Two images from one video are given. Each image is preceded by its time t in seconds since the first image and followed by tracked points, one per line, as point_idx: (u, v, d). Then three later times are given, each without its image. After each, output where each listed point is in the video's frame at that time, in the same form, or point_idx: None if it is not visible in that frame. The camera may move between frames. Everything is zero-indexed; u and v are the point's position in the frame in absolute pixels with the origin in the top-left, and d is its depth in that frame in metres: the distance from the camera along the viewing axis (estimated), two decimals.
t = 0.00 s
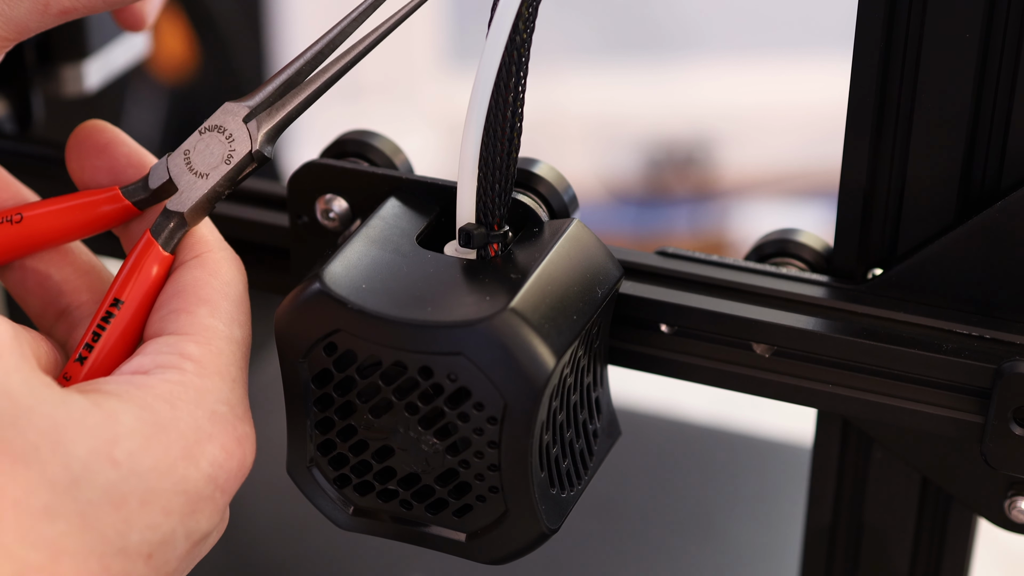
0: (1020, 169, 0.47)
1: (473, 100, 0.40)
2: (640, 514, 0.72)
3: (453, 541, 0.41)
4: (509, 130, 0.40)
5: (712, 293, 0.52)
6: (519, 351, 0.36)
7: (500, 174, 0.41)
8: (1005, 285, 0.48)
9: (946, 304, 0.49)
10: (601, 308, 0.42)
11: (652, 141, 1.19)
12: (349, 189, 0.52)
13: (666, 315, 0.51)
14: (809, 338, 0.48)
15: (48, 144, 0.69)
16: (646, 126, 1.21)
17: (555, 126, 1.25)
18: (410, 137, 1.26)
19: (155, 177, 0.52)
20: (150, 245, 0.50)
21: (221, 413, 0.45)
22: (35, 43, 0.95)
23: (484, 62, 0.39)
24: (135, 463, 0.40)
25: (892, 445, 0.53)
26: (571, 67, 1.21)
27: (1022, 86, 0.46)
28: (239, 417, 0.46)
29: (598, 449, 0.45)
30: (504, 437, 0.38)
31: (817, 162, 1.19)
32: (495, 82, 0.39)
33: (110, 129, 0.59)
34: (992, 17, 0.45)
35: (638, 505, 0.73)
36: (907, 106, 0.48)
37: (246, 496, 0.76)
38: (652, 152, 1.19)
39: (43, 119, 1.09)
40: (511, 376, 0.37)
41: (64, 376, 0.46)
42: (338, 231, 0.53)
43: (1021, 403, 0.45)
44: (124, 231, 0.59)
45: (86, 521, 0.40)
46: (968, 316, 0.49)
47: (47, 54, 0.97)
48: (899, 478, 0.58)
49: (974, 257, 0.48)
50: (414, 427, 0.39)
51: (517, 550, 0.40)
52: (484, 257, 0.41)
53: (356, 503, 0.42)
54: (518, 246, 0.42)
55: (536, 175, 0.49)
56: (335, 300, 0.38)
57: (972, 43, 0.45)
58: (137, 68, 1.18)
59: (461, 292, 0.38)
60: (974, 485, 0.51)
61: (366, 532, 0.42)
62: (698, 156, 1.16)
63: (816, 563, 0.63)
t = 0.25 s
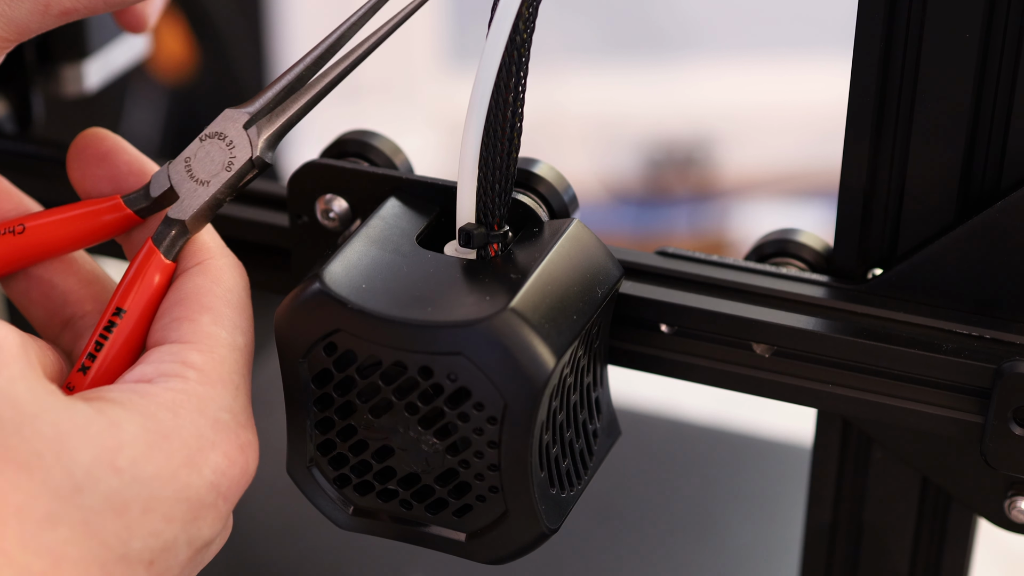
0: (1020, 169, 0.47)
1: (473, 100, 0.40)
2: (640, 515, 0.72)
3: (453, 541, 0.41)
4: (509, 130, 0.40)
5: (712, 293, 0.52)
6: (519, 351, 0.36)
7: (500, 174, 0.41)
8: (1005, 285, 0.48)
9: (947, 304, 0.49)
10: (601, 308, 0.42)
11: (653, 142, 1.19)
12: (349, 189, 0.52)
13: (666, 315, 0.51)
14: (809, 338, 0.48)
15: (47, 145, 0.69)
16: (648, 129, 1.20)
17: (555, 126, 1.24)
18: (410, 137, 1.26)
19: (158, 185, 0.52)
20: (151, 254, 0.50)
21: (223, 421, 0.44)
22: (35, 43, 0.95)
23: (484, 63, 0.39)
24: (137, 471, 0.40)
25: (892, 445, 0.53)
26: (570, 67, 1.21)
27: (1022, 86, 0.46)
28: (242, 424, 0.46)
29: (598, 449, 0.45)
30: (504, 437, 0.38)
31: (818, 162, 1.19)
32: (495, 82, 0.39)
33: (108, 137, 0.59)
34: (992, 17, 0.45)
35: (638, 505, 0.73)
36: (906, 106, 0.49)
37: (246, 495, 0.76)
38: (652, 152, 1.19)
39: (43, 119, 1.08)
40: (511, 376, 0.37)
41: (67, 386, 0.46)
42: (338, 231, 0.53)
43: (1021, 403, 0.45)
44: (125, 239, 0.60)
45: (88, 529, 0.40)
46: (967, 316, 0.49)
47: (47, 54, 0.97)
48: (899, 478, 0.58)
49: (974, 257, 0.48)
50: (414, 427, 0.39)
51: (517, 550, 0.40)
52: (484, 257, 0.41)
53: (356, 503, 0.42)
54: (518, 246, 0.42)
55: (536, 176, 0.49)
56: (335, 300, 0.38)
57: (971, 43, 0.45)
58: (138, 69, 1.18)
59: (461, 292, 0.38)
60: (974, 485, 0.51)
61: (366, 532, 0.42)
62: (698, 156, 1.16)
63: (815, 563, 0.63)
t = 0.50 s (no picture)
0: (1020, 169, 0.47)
1: (473, 100, 0.40)
2: (641, 514, 0.73)
3: (453, 542, 0.41)
4: (509, 130, 0.40)
5: (713, 293, 0.52)
6: (519, 351, 0.37)
7: (500, 174, 0.41)
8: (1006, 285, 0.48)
9: (947, 304, 0.49)
10: (601, 308, 0.42)
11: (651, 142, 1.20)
12: (349, 188, 0.51)
13: (666, 315, 0.51)
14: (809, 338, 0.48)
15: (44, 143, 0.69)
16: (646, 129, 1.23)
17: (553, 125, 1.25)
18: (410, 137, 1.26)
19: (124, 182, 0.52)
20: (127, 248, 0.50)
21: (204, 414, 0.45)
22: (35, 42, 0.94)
23: (484, 63, 0.39)
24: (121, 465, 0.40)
25: (893, 445, 0.53)
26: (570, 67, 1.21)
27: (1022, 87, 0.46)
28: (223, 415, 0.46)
29: (598, 449, 0.45)
30: (504, 437, 0.38)
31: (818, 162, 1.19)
32: (495, 82, 0.39)
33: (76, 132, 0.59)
34: (992, 17, 0.45)
35: (639, 504, 0.73)
36: (907, 106, 0.48)
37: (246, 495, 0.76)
38: (652, 152, 1.19)
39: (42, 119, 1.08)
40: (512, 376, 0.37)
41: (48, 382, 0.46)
42: (338, 231, 0.53)
43: (1021, 403, 0.45)
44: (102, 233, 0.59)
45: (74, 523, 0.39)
46: (968, 316, 0.49)
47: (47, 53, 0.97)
48: (899, 478, 0.58)
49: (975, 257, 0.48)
50: (414, 427, 0.39)
51: (517, 550, 0.40)
52: (484, 257, 0.41)
53: (355, 503, 0.42)
54: (518, 246, 0.42)
55: (536, 175, 0.48)
56: (335, 300, 0.38)
57: (971, 43, 0.46)
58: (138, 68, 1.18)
59: (461, 292, 0.38)
60: (974, 485, 0.51)
61: (365, 532, 0.42)
62: (698, 155, 1.16)
63: (815, 563, 0.63)
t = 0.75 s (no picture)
0: (1019, 169, 0.47)
1: (473, 100, 0.40)
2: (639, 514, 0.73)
3: (453, 541, 0.41)
4: (509, 130, 0.40)
5: (713, 293, 0.52)
6: (519, 351, 0.37)
7: (500, 174, 0.41)
8: (1006, 285, 0.48)
9: (947, 304, 0.49)
10: (600, 308, 0.42)
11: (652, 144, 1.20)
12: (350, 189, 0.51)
13: (666, 315, 0.51)
14: (809, 338, 0.48)
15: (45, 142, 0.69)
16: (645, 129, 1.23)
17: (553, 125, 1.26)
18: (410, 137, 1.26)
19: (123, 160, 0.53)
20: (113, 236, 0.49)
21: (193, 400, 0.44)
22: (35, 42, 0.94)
23: (484, 63, 0.39)
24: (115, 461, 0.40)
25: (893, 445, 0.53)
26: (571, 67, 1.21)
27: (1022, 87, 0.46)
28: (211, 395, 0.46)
29: (598, 449, 0.44)
30: (504, 437, 0.38)
31: (818, 162, 1.20)
32: (495, 82, 0.39)
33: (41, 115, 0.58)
34: (992, 18, 0.45)
35: (636, 505, 0.73)
36: (907, 107, 0.48)
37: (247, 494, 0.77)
38: (651, 152, 1.20)
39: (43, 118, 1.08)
40: (512, 376, 0.37)
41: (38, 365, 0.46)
42: (338, 230, 0.52)
43: (1022, 403, 0.45)
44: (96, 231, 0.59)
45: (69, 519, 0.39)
46: (968, 316, 0.48)
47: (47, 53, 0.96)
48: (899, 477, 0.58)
49: (974, 257, 0.48)
50: (414, 427, 0.39)
51: (516, 550, 0.40)
52: (484, 257, 0.41)
53: (355, 503, 0.42)
54: (518, 246, 0.42)
55: (536, 176, 0.48)
56: (335, 301, 0.38)
57: (972, 43, 0.46)
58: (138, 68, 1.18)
59: (460, 292, 0.38)
60: (974, 485, 0.51)
61: (365, 532, 0.42)
62: (698, 155, 1.15)
63: (815, 563, 0.63)
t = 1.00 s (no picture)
0: (1019, 169, 0.48)
1: (473, 100, 0.40)
2: (639, 512, 0.72)
3: (452, 541, 0.41)
4: (509, 130, 0.40)
5: (712, 293, 0.52)
6: (519, 351, 0.37)
7: (500, 174, 0.41)
8: (1005, 284, 0.48)
9: (946, 304, 0.49)
10: (600, 308, 0.42)
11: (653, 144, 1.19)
12: (350, 188, 0.51)
13: (666, 315, 0.51)
14: (809, 337, 0.48)
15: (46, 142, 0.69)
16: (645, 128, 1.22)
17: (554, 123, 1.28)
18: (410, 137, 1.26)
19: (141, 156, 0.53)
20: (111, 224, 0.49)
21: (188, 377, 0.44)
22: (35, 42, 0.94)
23: (485, 63, 0.39)
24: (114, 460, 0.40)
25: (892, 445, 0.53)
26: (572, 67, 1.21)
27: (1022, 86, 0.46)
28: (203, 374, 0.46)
29: (598, 449, 0.44)
30: (504, 437, 0.38)
31: (819, 162, 1.20)
32: (495, 82, 0.39)
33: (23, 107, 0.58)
34: (992, 17, 0.45)
35: (637, 504, 0.73)
36: (907, 107, 0.48)
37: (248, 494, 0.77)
38: (652, 153, 1.19)
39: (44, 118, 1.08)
40: (512, 376, 0.37)
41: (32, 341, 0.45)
42: (338, 230, 0.52)
43: (1022, 403, 0.45)
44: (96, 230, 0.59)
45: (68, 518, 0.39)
46: (968, 315, 0.49)
47: (47, 53, 0.96)
48: (898, 477, 0.58)
49: (974, 256, 0.48)
50: (414, 427, 0.39)
51: (516, 550, 0.40)
52: (484, 257, 0.41)
53: (355, 503, 0.42)
54: (517, 246, 0.42)
55: (536, 176, 0.48)
56: (335, 301, 0.38)
57: (972, 43, 0.46)
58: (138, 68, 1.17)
59: (460, 292, 0.38)
60: (974, 485, 0.51)
61: (365, 531, 0.42)
62: (697, 155, 1.16)
63: (815, 563, 0.63)
